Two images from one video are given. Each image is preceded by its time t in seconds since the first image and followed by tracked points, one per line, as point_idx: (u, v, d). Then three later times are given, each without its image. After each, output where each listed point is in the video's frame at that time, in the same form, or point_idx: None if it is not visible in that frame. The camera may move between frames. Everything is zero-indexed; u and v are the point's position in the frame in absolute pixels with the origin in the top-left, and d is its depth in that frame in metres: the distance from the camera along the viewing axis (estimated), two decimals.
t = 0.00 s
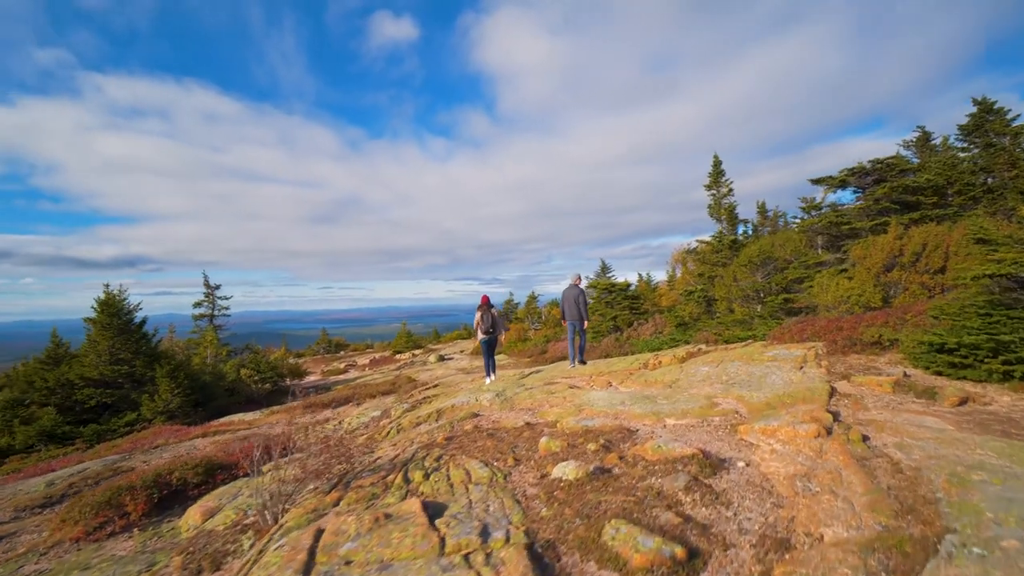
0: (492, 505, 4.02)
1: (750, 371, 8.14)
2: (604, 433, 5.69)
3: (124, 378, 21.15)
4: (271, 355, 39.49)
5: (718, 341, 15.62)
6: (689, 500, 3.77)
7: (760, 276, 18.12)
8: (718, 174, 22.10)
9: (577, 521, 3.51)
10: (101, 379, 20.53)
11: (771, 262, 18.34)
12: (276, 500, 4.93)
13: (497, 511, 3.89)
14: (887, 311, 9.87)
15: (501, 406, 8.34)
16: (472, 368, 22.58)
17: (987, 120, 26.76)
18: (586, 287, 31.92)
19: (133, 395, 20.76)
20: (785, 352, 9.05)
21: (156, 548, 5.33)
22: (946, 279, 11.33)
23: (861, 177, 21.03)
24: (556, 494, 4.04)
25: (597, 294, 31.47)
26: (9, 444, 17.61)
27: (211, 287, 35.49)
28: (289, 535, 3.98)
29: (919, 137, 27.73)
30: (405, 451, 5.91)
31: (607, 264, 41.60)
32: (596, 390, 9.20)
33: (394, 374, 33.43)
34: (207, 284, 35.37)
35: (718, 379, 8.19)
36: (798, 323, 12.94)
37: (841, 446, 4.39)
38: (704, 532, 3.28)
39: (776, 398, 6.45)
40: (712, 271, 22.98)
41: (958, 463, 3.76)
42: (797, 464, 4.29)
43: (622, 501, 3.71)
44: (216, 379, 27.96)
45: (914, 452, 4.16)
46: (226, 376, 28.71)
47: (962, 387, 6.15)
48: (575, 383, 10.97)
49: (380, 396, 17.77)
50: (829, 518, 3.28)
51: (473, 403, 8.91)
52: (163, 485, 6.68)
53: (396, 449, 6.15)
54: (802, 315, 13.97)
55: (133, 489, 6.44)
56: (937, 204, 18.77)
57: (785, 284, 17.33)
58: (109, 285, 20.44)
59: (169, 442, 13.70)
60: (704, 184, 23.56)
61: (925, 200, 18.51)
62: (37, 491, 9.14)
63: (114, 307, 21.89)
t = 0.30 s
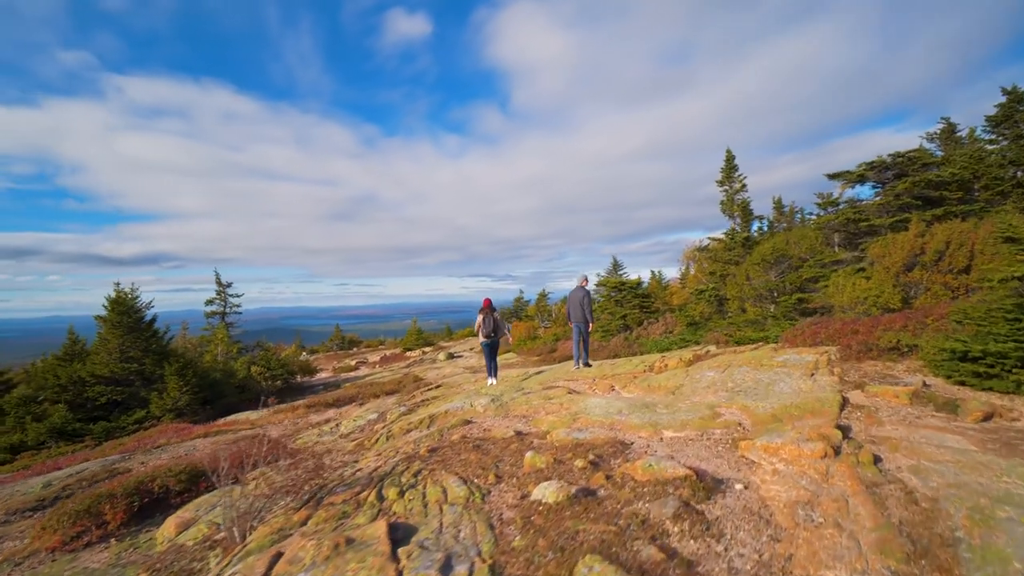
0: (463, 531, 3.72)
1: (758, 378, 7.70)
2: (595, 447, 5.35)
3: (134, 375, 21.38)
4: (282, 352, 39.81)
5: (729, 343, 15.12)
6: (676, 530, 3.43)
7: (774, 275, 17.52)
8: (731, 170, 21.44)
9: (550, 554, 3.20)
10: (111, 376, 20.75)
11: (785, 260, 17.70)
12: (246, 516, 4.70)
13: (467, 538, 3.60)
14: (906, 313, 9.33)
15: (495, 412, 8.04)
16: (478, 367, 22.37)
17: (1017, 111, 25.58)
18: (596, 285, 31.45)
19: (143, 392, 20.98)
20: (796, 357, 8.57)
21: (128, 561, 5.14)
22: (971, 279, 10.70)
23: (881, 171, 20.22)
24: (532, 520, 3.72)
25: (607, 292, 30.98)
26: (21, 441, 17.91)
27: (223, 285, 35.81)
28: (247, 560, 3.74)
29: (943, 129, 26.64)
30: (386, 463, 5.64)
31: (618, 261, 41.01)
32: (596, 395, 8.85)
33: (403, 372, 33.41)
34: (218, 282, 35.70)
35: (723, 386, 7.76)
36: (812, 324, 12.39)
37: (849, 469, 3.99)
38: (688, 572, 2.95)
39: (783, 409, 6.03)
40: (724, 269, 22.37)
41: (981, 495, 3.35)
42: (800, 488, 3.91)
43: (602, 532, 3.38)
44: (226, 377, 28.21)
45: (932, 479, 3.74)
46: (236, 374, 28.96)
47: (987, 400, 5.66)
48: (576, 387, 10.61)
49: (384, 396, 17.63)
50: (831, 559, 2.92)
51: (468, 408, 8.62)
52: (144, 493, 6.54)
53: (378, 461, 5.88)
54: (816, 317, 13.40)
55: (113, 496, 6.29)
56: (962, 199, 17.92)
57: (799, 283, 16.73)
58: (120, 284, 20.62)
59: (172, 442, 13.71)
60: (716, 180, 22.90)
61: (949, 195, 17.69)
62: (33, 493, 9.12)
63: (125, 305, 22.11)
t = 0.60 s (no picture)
0: (427, 562, 3.44)
1: (761, 386, 7.31)
2: (581, 462, 5.03)
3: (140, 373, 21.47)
4: (289, 348, 39.96)
5: (736, 344, 14.65)
6: (656, 568, 3.11)
7: (784, 274, 16.99)
8: (740, 165, 20.84)
9: None
10: (116, 374, 20.84)
11: (795, 259, 17.14)
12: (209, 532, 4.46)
13: (429, 571, 3.32)
14: (922, 316, 8.84)
15: (485, 419, 7.74)
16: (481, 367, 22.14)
17: None
18: (602, 282, 31.01)
19: (147, 390, 21.06)
20: (802, 363, 8.14)
21: None
22: (992, 280, 10.14)
23: (897, 166, 19.51)
24: (502, 551, 3.43)
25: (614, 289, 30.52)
26: (27, 438, 18.07)
27: (230, 282, 35.94)
28: None
29: (963, 121, 25.68)
30: (362, 476, 5.38)
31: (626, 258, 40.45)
32: (592, 402, 8.51)
33: (408, 369, 33.31)
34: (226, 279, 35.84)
35: (724, 394, 7.38)
36: (822, 326, 11.90)
37: (854, 498, 3.63)
38: None
39: (785, 423, 5.64)
40: (732, 267, 21.81)
41: (1002, 535, 2.98)
42: (798, 518, 3.56)
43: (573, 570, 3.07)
44: (232, 374, 28.31)
45: (947, 513, 3.37)
46: (242, 371, 29.07)
47: (1010, 415, 5.22)
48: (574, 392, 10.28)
49: (384, 395, 17.45)
50: None
51: (458, 413, 8.34)
52: (120, 502, 6.39)
53: (356, 474, 5.63)
54: (827, 318, 12.90)
55: (87, 506, 6.12)
56: (983, 194, 17.18)
57: (810, 282, 16.20)
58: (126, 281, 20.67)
59: (169, 442, 13.65)
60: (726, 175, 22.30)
61: (969, 190, 16.98)
62: (21, 496, 9.02)
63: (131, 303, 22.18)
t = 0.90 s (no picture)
0: None
1: (764, 394, 6.93)
2: (566, 480, 4.71)
3: (144, 370, 21.51)
4: (295, 345, 40.04)
5: (742, 346, 14.19)
6: None
7: (793, 273, 16.48)
8: (749, 161, 20.28)
9: None
10: (120, 372, 20.90)
11: (806, 258, 16.60)
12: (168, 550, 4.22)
13: None
14: (938, 320, 8.37)
15: (475, 427, 7.46)
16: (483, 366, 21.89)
17: None
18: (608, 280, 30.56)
19: (151, 388, 21.11)
20: (809, 370, 7.73)
21: None
22: (1014, 281, 9.62)
23: (913, 161, 18.83)
24: None
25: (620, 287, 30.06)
26: (31, 435, 18.19)
27: (236, 279, 36.04)
28: None
29: (983, 114, 24.78)
30: (337, 491, 5.11)
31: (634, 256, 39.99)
32: (588, 408, 8.17)
33: (412, 368, 33.17)
34: (232, 276, 35.94)
35: (724, 403, 7.01)
36: (831, 329, 11.43)
37: (858, 531, 3.28)
38: None
39: (787, 437, 5.28)
40: (740, 266, 21.28)
41: None
42: (794, 553, 3.22)
43: None
44: (237, 371, 28.38)
45: (963, 553, 3.01)
46: (247, 369, 29.13)
47: None
48: (571, 397, 9.96)
49: (383, 395, 17.27)
50: None
51: (448, 420, 8.06)
52: (95, 512, 6.22)
53: (331, 487, 5.38)
54: (838, 319, 12.42)
55: (60, 517, 5.94)
56: (1004, 190, 16.48)
57: (820, 282, 15.69)
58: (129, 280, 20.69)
59: (166, 443, 13.56)
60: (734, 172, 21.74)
61: (990, 186, 16.30)
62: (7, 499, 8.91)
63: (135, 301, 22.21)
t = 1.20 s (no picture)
0: None
1: (767, 405, 6.54)
2: (549, 500, 4.38)
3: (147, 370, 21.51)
4: (300, 344, 40.05)
5: (749, 349, 13.72)
6: None
7: (802, 274, 15.97)
8: (758, 158, 19.75)
9: None
10: (123, 371, 20.91)
11: (816, 258, 16.07)
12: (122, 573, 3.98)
13: None
14: (955, 325, 7.91)
15: (464, 436, 7.16)
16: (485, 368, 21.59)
17: None
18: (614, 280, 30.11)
19: (154, 387, 21.12)
20: (817, 378, 7.31)
21: None
22: None
23: (929, 158, 18.18)
24: None
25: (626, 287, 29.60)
26: (33, 434, 18.25)
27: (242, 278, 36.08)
28: None
29: (1004, 109, 23.93)
30: (308, 508, 4.83)
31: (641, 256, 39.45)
32: (583, 417, 7.83)
33: (416, 367, 33.00)
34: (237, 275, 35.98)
35: (725, 414, 6.63)
36: (842, 333, 10.95)
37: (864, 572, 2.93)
38: None
39: (790, 454, 4.91)
40: (748, 266, 20.74)
41: None
42: None
43: None
44: (242, 371, 28.40)
45: None
46: (251, 368, 29.14)
47: None
48: (567, 404, 9.62)
49: (383, 397, 17.05)
50: None
51: (437, 427, 7.76)
52: (67, 523, 6.03)
53: (304, 503, 5.10)
54: (849, 323, 11.93)
55: (29, 528, 5.74)
56: None
57: (831, 283, 15.17)
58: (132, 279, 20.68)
59: (161, 445, 13.42)
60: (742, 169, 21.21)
61: (1010, 183, 15.65)
62: None
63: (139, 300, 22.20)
